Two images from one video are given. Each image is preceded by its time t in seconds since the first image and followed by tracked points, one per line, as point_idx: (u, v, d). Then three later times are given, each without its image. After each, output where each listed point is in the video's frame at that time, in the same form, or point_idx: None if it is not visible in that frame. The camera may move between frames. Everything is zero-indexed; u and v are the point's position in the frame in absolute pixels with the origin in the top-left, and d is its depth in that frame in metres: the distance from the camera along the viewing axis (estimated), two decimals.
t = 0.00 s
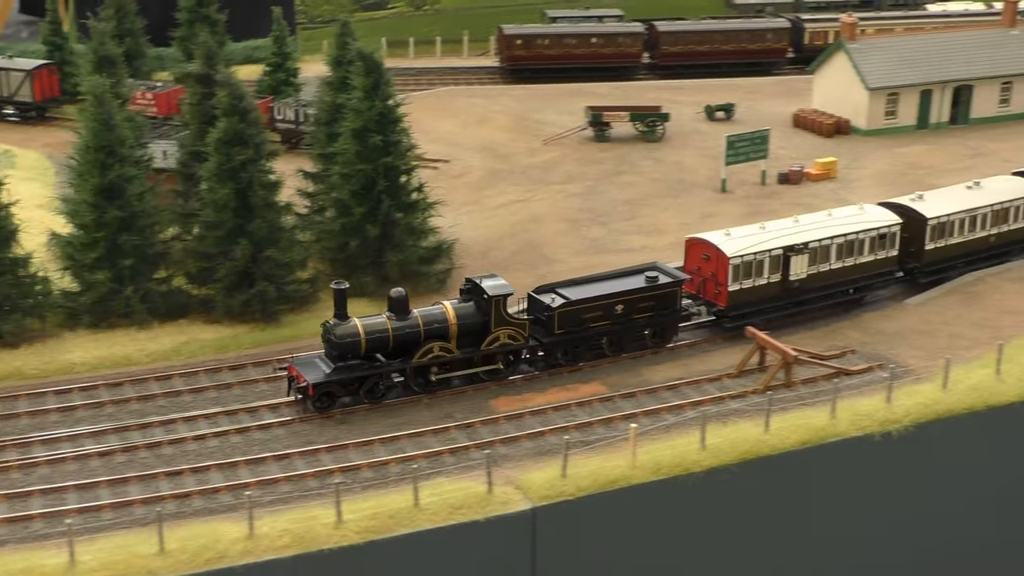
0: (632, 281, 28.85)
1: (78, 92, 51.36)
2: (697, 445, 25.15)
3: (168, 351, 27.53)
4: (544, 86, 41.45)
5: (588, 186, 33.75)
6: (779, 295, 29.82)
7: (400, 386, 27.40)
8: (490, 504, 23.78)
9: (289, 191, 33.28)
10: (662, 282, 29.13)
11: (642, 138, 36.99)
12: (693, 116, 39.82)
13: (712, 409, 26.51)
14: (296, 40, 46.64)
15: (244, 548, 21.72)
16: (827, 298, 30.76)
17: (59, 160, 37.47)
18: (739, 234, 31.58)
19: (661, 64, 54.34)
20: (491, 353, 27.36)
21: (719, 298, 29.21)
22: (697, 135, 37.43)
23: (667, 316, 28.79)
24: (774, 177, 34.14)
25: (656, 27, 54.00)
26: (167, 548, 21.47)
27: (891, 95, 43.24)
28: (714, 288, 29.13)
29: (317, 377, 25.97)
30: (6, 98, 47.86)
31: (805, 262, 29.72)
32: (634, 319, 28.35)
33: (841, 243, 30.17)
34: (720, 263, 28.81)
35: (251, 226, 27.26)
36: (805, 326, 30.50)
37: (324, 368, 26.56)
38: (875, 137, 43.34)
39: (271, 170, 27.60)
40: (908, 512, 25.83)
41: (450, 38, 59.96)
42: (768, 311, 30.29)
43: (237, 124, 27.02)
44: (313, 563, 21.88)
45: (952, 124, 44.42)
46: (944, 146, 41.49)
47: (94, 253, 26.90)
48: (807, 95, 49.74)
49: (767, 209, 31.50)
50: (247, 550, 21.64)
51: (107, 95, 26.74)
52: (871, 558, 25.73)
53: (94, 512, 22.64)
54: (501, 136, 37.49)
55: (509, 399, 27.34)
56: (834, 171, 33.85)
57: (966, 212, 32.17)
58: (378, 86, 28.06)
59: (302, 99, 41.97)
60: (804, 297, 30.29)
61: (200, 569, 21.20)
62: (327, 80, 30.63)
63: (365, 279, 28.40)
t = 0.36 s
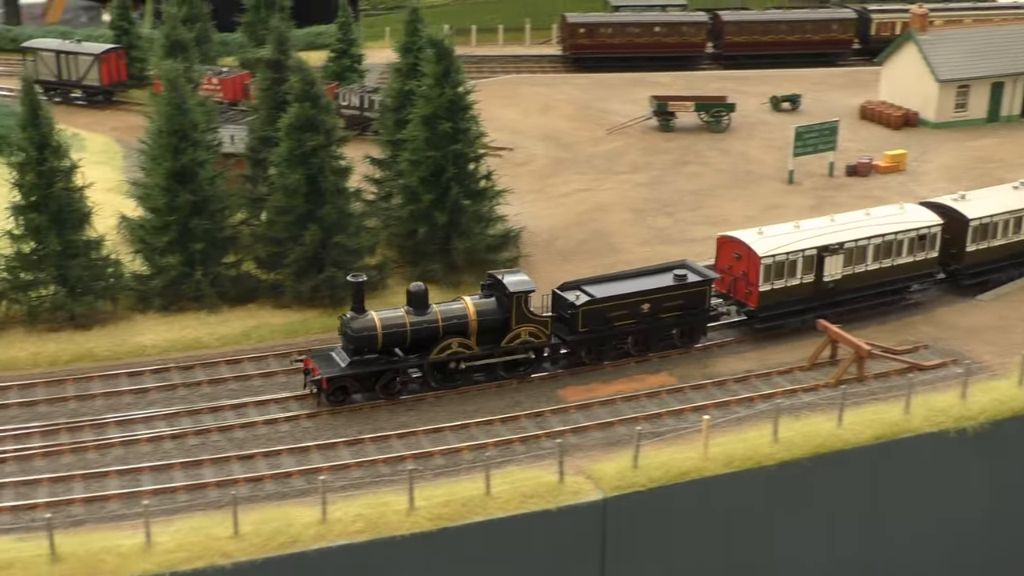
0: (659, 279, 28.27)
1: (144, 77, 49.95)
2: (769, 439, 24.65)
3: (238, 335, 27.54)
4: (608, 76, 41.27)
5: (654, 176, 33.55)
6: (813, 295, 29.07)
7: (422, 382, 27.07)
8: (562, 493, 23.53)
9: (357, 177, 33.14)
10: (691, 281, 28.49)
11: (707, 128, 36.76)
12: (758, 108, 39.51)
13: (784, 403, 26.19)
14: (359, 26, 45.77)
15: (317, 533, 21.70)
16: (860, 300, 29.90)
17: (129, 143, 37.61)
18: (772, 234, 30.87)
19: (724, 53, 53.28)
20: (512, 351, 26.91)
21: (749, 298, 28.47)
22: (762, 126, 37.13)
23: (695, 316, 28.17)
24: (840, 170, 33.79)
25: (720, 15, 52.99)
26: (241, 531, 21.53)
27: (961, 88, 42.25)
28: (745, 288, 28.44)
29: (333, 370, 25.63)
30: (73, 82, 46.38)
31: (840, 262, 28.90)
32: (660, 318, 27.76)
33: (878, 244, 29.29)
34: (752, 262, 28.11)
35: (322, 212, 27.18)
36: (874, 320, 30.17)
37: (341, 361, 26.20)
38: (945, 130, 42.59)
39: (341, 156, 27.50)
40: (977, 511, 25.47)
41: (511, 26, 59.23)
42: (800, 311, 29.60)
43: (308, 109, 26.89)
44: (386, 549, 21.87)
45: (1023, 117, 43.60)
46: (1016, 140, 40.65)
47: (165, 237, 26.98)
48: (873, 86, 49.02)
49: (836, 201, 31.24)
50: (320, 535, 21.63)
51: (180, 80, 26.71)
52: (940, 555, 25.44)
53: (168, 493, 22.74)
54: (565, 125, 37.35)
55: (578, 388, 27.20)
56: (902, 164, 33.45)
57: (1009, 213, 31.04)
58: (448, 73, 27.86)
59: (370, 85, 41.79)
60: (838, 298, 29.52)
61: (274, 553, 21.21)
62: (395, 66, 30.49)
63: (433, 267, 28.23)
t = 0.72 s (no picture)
0: (690, 275, 27.84)
1: (202, 63, 49.42)
2: (835, 431, 24.37)
3: (299, 321, 27.51)
4: (664, 65, 41.14)
5: (713, 165, 33.38)
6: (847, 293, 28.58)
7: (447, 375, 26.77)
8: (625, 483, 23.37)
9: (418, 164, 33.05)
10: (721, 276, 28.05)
11: (765, 119, 36.58)
12: (816, 98, 39.25)
13: (849, 395, 25.96)
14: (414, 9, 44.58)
15: (383, 520, 21.70)
16: (894, 296, 29.35)
17: (191, 130, 37.81)
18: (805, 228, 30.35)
19: (781, 43, 52.43)
20: (537, 345, 26.56)
21: (783, 295, 28.06)
22: (821, 117, 36.88)
23: (725, 313, 27.75)
24: (901, 161, 33.54)
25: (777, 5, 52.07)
26: (307, 517, 21.58)
27: None
28: (776, 284, 27.96)
29: (354, 361, 25.34)
30: (133, 68, 46.03)
31: (875, 259, 28.36)
32: (689, 314, 27.37)
33: (915, 241, 28.74)
34: (784, 259, 27.65)
35: (383, 199, 27.12)
36: (937, 313, 29.84)
37: (362, 352, 25.90)
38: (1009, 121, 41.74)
39: (403, 144, 27.43)
40: None
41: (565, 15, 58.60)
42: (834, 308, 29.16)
43: (372, 96, 26.83)
44: (450, 537, 21.81)
45: None
46: None
47: (229, 223, 27.03)
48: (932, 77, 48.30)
49: (897, 193, 31.03)
50: (386, 522, 21.62)
51: (245, 66, 26.75)
52: (1007, 553, 25.10)
53: (234, 478, 22.81)
54: (622, 115, 37.23)
55: (640, 378, 27.12)
56: (966, 156, 33.09)
57: None
58: (511, 62, 27.64)
59: (428, 74, 41.75)
60: (874, 295, 29.01)
61: (340, 539, 21.23)
62: (457, 54, 30.35)
63: (492, 256, 28.16)
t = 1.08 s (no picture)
0: (709, 271, 27.58)
1: (246, 53, 49.51)
2: (885, 425, 24.05)
3: (347, 311, 27.44)
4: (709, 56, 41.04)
5: (759, 157, 33.25)
6: (869, 291, 28.21)
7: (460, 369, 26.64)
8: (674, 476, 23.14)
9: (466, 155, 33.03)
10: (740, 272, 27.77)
11: (811, 111, 36.44)
12: (862, 91, 39.04)
13: (900, 388, 25.77)
14: None
15: (433, 509, 21.65)
16: (915, 295, 28.96)
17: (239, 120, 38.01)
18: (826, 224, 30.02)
19: (827, 35, 52.01)
20: (551, 341, 26.42)
21: (803, 292, 27.80)
22: (867, 110, 36.71)
23: (743, 310, 27.49)
24: (949, 154, 33.36)
25: None
26: (357, 506, 21.56)
27: None
28: (797, 281, 27.69)
29: (365, 355, 25.14)
30: (179, 58, 46.22)
31: (898, 257, 28.01)
32: (708, 311, 27.11)
33: (939, 239, 28.35)
34: (805, 256, 27.38)
35: (430, 189, 27.09)
36: (988, 307, 29.52)
37: (372, 347, 25.70)
38: None
39: (451, 135, 27.39)
40: None
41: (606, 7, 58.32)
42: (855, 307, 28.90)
43: (421, 87, 26.82)
44: (499, 527, 21.68)
45: None
46: None
47: (277, 212, 27.03)
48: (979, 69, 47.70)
49: (946, 185, 30.96)
50: (436, 512, 21.57)
51: (296, 56, 26.82)
52: None
53: (284, 466, 22.84)
54: (667, 107, 37.17)
55: (688, 368, 27.11)
56: (1016, 149, 32.80)
57: None
58: (559, 53, 27.56)
59: (473, 65, 41.81)
60: (896, 294, 28.67)
61: (391, 528, 21.18)
62: (503, 44, 30.28)
63: (537, 246, 28.22)
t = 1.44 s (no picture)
0: (699, 267, 27.29)
1: (273, 43, 49.58)
2: (913, 417, 23.82)
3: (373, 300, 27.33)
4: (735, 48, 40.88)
5: (785, 149, 33.12)
6: (863, 290, 27.92)
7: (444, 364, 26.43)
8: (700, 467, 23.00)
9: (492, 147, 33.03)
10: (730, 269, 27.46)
11: (838, 103, 36.29)
12: (889, 83, 38.85)
13: (929, 380, 25.59)
14: None
15: (459, 498, 21.62)
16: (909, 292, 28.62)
17: (267, 110, 38.12)
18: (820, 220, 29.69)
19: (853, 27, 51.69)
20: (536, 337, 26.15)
21: (793, 290, 27.47)
22: (895, 102, 36.54)
23: (732, 307, 27.22)
24: (978, 146, 33.18)
25: None
26: (384, 494, 21.57)
27: None
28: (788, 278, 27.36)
29: (345, 349, 24.92)
30: (206, 48, 46.35)
31: (892, 255, 27.69)
32: (697, 308, 26.85)
33: (935, 237, 28.01)
34: (796, 253, 27.11)
35: (457, 179, 27.14)
36: (1017, 301, 29.31)
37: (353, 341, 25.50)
38: None
39: (478, 125, 27.39)
40: None
41: None
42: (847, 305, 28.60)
43: (448, 77, 26.78)
44: (525, 517, 21.62)
45: None
46: None
47: (305, 201, 27.03)
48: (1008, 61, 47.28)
49: (975, 177, 30.84)
50: (463, 501, 21.54)
51: (325, 46, 26.82)
52: None
53: (311, 454, 22.91)
54: (692, 98, 37.07)
55: (715, 360, 27.04)
56: None
57: None
58: (587, 43, 27.42)
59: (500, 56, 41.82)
60: (890, 292, 28.38)
61: (418, 516, 21.16)
62: (531, 34, 30.15)
63: (564, 237, 28.23)
